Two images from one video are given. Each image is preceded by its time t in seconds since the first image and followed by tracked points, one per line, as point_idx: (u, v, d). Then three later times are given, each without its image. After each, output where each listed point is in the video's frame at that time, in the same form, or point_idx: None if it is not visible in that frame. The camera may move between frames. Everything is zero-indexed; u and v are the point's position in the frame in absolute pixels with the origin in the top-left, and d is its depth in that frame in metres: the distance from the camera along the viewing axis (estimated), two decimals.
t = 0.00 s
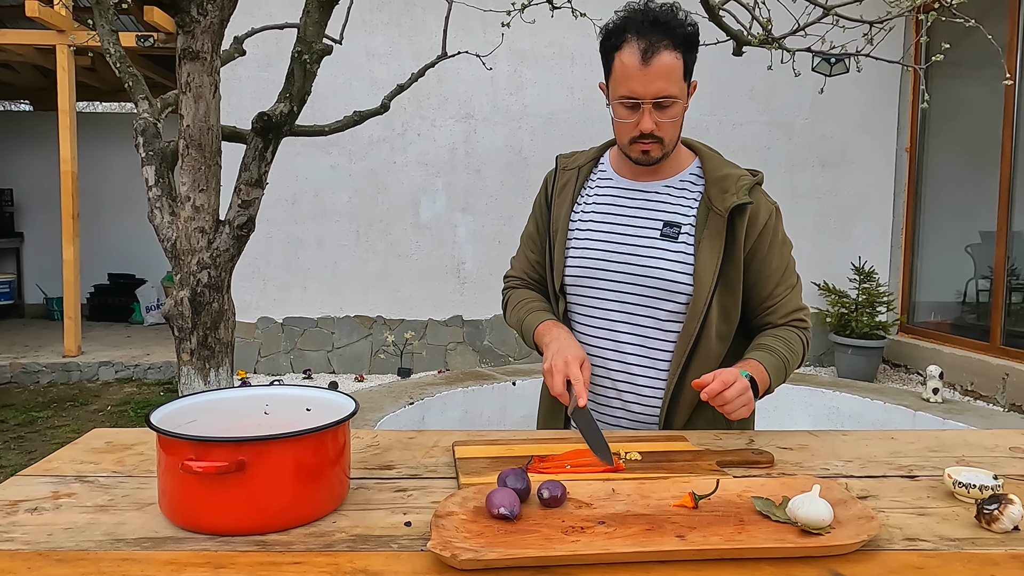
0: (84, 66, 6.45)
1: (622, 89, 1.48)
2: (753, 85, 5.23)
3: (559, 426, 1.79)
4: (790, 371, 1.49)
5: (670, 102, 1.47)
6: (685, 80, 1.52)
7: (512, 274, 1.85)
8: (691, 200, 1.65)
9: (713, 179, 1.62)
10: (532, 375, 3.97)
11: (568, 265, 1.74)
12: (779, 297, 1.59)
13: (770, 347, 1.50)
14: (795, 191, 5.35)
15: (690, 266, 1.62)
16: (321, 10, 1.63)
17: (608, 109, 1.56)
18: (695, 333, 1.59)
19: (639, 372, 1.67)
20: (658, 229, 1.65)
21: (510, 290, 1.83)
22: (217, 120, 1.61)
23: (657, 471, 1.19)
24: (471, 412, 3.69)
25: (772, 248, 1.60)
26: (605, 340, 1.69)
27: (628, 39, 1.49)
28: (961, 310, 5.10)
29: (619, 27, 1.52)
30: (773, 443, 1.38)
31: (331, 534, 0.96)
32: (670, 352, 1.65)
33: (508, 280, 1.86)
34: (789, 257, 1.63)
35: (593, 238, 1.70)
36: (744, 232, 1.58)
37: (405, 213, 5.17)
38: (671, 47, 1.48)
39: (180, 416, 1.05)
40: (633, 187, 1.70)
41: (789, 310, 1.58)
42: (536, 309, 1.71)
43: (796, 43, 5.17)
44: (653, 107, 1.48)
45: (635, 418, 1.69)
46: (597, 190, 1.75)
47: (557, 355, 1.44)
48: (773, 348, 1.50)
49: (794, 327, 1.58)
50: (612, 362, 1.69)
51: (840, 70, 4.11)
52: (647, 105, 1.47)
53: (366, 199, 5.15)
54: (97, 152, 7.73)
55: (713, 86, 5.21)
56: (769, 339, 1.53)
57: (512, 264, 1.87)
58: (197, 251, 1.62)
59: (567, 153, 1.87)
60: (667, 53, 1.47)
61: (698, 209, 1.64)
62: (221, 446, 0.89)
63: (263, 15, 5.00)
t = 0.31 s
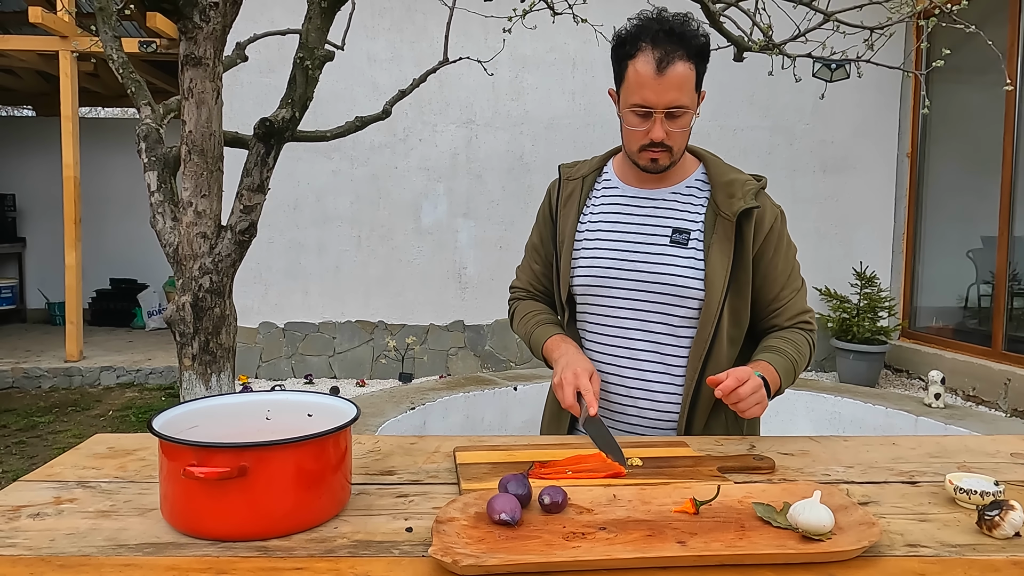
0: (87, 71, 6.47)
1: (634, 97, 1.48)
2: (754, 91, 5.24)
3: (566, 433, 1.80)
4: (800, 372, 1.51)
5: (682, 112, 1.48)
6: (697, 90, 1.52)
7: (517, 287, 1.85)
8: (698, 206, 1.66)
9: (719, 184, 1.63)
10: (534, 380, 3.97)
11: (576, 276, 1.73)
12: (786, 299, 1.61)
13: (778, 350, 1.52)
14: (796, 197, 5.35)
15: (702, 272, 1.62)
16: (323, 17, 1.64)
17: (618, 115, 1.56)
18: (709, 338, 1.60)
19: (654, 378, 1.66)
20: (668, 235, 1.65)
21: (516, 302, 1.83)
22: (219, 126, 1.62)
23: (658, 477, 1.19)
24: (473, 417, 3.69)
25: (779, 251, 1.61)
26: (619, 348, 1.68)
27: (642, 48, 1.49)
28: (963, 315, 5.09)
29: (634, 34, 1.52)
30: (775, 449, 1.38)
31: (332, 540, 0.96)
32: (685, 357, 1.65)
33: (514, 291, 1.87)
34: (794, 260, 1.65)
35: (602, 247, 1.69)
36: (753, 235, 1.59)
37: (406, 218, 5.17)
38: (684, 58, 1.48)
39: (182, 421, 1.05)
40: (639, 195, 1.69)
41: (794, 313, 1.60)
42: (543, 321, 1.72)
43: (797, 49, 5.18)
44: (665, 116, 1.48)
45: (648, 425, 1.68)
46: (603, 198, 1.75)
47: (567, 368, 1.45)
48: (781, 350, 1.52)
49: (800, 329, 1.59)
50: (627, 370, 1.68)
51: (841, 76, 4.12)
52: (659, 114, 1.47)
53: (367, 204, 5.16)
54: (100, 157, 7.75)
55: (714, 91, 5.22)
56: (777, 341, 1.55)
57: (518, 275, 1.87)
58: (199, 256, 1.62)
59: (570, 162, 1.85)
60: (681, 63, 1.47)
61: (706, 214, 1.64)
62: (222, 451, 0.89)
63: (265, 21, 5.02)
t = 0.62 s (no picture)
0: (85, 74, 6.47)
1: (634, 104, 1.49)
2: (751, 94, 5.25)
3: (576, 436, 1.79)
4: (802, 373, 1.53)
5: (681, 116, 1.48)
6: (696, 93, 1.53)
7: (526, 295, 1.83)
8: (702, 211, 1.66)
9: (722, 188, 1.64)
10: (532, 383, 3.98)
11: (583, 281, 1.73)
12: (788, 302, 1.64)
13: (781, 352, 1.54)
14: (794, 200, 5.36)
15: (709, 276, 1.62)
16: (321, 20, 1.63)
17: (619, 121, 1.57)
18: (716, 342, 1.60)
19: (661, 381, 1.66)
20: (673, 239, 1.65)
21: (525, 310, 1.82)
22: (218, 129, 1.62)
23: (656, 481, 1.19)
24: (471, 420, 3.69)
25: (781, 254, 1.64)
26: (626, 352, 1.68)
27: (640, 54, 1.50)
28: (960, 318, 5.10)
29: (632, 41, 1.52)
30: (772, 452, 1.38)
31: (330, 543, 0.96)
32: (692, 360, 1.66)
33: (521, 298, 1.85)
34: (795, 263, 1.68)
35: (609, 251, 1.69)
36: (757, 238, 1.61)
37: (405, 221, 5.18)
38: (683, 62, 1.48)
39: (181, 424, 1.05)
40: (643, 200, 1.69)
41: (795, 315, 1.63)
42: (557, 327, 1.71)
43: (795, 52, 5.19)
44: (665, 121, 1.49)
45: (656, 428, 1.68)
46: (607, 202, 1.74)
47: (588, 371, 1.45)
48: (784, 352, 1.54)
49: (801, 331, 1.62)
50: (634, 374, 1.68)
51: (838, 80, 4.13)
52: (659, 119, 1.48)
53: (366, 207, 5.16)
54: (99, 160, 7.75)
55: (712, 95, 5.23)
56: (779, 343, 1.57)
57: (524, 283, 1.86)
58: (197, 259, 1.63)
59: (572, 168, 1.84)
60: (679, 68, 1.47)
61: (710, 217, 1.65)
62: (220, 455, 0.89)
63: (264, 24, 5.03)
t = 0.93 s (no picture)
0: (85, 72, 6.47)
1: (642, 94, 1.50)
2: (751, 92, 5.25)
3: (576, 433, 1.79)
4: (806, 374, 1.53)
5: (689, 109, 1.49)
6: (707, 88, 1.53)
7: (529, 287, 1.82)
8: (712, 207, 1.67)
9: (732, 186, 1.65)
10: (532, 381, 3.98)
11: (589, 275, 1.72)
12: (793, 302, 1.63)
13: (785, 352, 1.54)
14: (794, 197, 5.36)
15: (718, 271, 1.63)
16: (321, 18, 1.64)
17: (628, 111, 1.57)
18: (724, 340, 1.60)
19: (667, 376, 1.66)
20: (682, 234, 1.66)
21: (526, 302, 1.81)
22: (218, 126, 1.62)
23: (657, 477, 1.19)
24: (471, 418, 3.70)
25: (788, 254, 1.64)
26: (633, 347, 1.67)
27: (652, 45, 1.50)
28: (960, 315, 5.10)
29: (645, 32, 1.53)
30: (772, 449, 1.38)
31: (331, 540, 0.96)
32: (698, 356, 1.66)
33: (522, 291, 1.84)
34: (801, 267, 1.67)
35: (617, 245, 1.69)
36: (766, 238, 1.61)
37: (405, 219, 5.17)
38: (694, 56, 1.49)
39: (181, 422, 1.05)
40: (653, 194, 1.69)
41: (800, 316, 1.62)
42: (556, 322, 1.69)
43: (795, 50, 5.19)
44: (672, 112, 1.49)
45: (659, 424, 1.68)
46: (616, 196, 1.74)
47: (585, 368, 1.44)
48: (787, 352, 1.53)
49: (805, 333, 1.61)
50: (640, 368, 1.67)
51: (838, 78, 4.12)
52: (666, 110, 1.48)
53: (366, 205, 5.16)
54: (98, 158, 7.74)
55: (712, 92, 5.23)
56: (784, 343, 1.57)
57: (528, 276, 1.85)
58: (197, 257, 1.62)
59: (578, 162, 1.84)
60: (689, 60, 1.48)
61: (720, 215, 1.66)
62: (221, 452, 0.89)
63: (263, 22, 5.02)
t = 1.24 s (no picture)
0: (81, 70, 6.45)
1: (643, 83, 1.50)
2: (748, 92, 5.26)
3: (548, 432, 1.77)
4: (770, 384, 1.53)
5: (689, 102, 1.49)
6: (709, 84, 1.53)
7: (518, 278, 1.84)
8: (707, 209, 1.67)
9: (729, 189, 1.65)
10: (528, 380, 3.98)
11: (580, 268, 1.71)
12: (775, 309, 1.62)
13: (753, 359, 1.53)
14: (790, 197, 5.37)
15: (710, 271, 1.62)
16: (317, 16, 1.63)
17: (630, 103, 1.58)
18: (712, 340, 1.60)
19: (654, 373, 1.66)
20: (676, 233, 1.66)
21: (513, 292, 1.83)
22: (213, 125, 1.61)
23: (652, 476, 1.19)
24: (466, 417, 3.70)
25: (776, 263, 1.63)
26: (621, 342, 1.67)
27: (657, 36, 1.51)
28: (955, 315, 5.11)
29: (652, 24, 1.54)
30: (768, 448, 1.38)
31: (326, 539, 0.96)
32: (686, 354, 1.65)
33: (513, 282, 1.86)
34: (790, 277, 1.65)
35: (609, 240, 1.68)
36: (758, 242, 1.62)
37: (401, 218, 5.17)
38: (697, 49, 1.49)
39: (176, 421, 1.05)
40: (649, 190, 1.69)
41: (779, 325, 1.61)
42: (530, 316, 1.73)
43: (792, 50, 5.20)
44: (671, 104, 1.49)
45: (643, 420, 1.67)
46: (611, 190, 1.74)
47: (544, 363, 1.50)
48: (756, 359, 1.53)
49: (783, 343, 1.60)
50: (627, 363, 1.67)
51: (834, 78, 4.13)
52: (665, 101, 1.48)
53: (362, 204, 5.15)
54: (94, 157, 7.72)
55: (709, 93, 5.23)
56: (756, 349, 1.57)
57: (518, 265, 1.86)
58: (193, 255, 1.62)
59: (577, 156, 1.85)
60: (692, 53, 1.48)
61: (715, 217, 1.66)
62: (217, 451, 0.89)
63: (259, 20, 5.01)
